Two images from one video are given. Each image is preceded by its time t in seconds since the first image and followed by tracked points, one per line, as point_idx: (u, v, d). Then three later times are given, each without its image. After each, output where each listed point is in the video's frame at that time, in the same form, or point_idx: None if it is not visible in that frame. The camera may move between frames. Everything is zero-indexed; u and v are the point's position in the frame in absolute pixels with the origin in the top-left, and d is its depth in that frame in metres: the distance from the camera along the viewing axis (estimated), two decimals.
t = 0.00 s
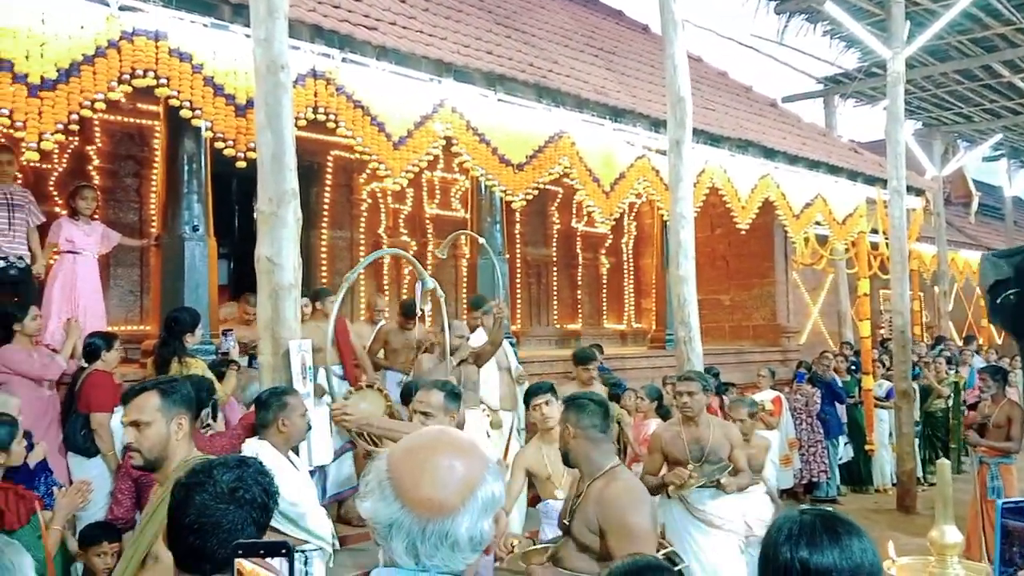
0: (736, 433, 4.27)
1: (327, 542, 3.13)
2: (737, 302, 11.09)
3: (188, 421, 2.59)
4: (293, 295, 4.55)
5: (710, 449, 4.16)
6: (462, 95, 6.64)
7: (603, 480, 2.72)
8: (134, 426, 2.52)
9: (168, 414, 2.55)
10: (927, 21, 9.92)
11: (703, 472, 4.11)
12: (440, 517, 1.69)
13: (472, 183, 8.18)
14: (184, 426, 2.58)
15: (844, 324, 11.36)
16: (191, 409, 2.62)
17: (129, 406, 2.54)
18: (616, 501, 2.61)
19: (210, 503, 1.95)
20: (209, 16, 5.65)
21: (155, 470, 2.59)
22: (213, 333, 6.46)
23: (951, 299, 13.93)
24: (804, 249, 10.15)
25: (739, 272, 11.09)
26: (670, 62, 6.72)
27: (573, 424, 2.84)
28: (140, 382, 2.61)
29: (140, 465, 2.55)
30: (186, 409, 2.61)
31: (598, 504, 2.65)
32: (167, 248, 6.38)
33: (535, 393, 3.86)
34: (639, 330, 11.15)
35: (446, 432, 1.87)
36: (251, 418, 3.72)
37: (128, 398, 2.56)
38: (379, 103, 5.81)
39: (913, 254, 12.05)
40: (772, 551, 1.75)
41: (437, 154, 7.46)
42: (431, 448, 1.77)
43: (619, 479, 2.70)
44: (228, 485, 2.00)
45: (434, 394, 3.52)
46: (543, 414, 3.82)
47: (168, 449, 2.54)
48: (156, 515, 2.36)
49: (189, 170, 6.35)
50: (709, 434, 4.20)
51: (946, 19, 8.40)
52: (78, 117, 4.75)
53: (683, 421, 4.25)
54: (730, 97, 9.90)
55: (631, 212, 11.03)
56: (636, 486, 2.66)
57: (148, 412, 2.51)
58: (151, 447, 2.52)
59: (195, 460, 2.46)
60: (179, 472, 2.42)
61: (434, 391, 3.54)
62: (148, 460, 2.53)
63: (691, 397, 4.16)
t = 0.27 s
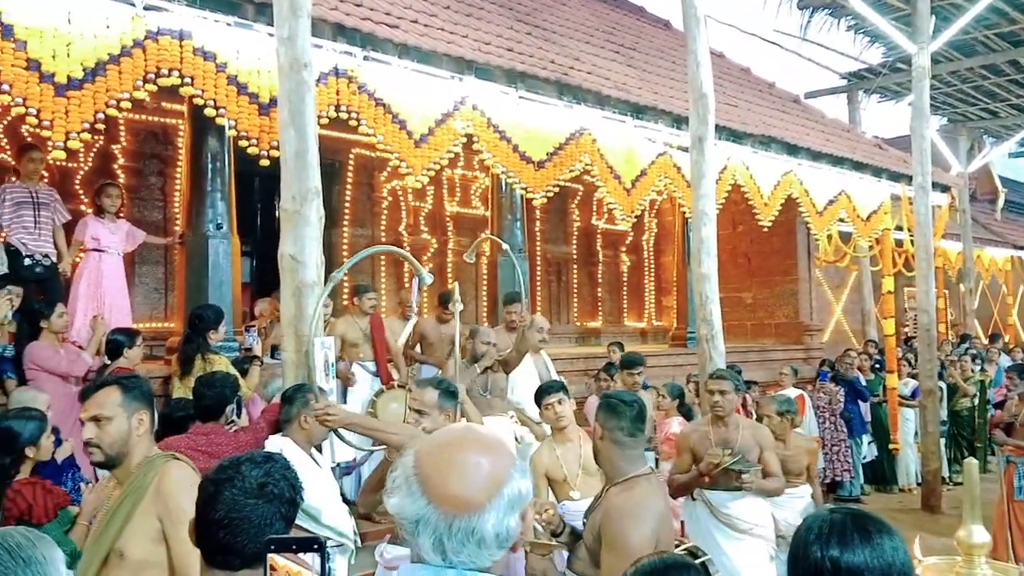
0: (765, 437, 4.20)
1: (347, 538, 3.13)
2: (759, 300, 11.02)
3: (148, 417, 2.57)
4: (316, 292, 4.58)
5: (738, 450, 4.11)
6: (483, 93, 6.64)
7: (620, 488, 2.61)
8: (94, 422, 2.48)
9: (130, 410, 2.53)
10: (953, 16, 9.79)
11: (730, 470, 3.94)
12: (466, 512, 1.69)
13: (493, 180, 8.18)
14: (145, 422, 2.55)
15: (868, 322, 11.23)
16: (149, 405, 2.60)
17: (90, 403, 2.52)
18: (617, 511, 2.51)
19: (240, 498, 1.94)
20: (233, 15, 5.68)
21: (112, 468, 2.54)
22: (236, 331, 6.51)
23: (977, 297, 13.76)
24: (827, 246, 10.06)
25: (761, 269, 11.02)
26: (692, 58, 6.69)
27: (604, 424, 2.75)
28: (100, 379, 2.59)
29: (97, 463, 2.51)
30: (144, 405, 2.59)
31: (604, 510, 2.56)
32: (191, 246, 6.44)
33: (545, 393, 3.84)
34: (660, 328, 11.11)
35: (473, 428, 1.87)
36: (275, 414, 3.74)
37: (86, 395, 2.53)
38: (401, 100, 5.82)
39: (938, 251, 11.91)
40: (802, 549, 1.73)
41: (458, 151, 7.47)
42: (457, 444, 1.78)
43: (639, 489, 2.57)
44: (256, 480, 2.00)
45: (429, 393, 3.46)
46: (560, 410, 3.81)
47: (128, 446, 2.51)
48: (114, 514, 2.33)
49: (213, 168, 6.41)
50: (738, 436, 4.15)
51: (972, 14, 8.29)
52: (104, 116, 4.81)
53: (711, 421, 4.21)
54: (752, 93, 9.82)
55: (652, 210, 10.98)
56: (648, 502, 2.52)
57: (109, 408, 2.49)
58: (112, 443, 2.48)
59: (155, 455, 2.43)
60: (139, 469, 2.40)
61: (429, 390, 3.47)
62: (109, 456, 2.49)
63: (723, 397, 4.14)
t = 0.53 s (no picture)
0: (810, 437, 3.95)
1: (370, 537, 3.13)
2: (781, 297, 10.93)
3: (130, 412, 2.36)
4: (339, 291, 4.58)
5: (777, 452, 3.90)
6: (503, 91, 6.64)
7: (631, 494, 2.54)
8: (74, 419, 2.28)
9: (110, 405, 2.31)
10: (978, 8, 9.66)
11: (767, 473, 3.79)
12: (494, 509, 1.68)
13: (512, 178, 8.17)
14: (127, 417, 2.35)
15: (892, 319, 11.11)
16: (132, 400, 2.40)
17: (67, 398, 2.30)
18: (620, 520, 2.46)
19: (266, 494, 1.95)
20: (255, 16, 5.72)
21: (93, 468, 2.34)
22: (259, 329, 6.55)
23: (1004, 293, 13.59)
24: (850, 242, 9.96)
25: (783, 266, 10.93)
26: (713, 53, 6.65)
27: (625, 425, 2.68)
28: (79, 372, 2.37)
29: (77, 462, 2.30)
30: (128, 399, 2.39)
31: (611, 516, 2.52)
32: (214, 245, 6.49)
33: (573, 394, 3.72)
34: (681, 325, 11.05)
35: (500, 425, 1.86)
36: (298, 412, 3.77)
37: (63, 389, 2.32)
38: (422, 99, 5.83)
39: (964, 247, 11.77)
40: (831, 546, 1.71)
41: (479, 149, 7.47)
42: (485, 442, 1.77)
43: (653, 496, 2.50)
44: (282, 476, 2.01)
45: (428, 393, 2.93)
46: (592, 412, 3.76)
47: (110, 443, 2.31)
48: (98, 510, 2.19)
49: (235, 168, 6.45)
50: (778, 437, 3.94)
51: (998, 6, 8.17)
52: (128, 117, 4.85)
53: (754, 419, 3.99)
54: (774, 88, 9.73)
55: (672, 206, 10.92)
56: (656, 512, 2.44)
57: (89, 403, 2.27)
58: (94, 440, 2.27)
59: (138, 451, 2.28)
60: (123, 464, 2.25)
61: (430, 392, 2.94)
62: (90, 453, 2.28)
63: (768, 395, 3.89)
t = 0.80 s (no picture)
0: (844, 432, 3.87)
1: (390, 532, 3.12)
2: (800, 291, 10.86)
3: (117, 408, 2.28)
4: (358, 282, 4.60)
5: (812, 447, 3.84)
6: (522, 83, 6.63)
7: (640, 491, 2.55)
8: (58, 414, 2.17)
9: (97, 400, 2.22)
10: None
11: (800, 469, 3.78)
12: (513, 500, 1.68)
13: (530, 171, 8.16)
14: (113, 413, 2.26)
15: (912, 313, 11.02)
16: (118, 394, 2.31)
17: (51, 392, 2.19)
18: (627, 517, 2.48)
19: (288, 483, 1.96)
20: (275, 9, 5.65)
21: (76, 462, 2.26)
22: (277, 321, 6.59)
23: None
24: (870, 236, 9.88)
25: (802, 260, 10.85)
26: (733, 45, 6.61)
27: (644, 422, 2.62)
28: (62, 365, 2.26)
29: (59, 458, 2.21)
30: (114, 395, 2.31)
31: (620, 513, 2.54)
32: (234, 238, 6.53)
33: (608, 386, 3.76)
34: (699, 319, 11.01)
35: (523, 416, 1.85)
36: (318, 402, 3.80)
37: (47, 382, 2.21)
38: (440, 91, 5.83)
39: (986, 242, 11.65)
40: (855, 539, 1.71)
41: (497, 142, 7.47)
42: (506, 432, 1.77)
43: (663, 492, 2.50)
44: (302, 465, 2.03)
45: (424, 391, 2.86)
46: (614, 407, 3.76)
47: (95, 438, 2.23)
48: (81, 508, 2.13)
49: (255, 161, 6.49)
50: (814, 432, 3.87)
51: None
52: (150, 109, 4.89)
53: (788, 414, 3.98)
54: (794, 80, 9.65)
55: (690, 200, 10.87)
56: (663, 510, 2.44)
57: (75, 399, 2.17)
58: (79, 436, 2.18)
59: (124, 448, 2.22)
60: (108, 461, 2.20)
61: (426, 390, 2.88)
62: (75, 449, 2.19)
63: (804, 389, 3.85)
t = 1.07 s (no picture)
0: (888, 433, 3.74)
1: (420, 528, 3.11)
2: (830, 287, 10.74)
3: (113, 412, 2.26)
4: (386, 279, 4.62)
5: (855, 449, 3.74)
6: (548, 78, 6.61)
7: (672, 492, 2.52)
8: (53, 414, 2.18)
9: (93, 403, 2.21)
10: None
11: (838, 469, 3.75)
12: (543, 496, 1.67)
13: (556, 166, 8.13)
14: (109, 417, 2.24)
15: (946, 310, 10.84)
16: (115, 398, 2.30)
17: (48, 391, 2.20)
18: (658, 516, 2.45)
19: (321, 478, 1.97)
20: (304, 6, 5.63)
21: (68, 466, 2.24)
22: (306, 317, 6.64)
23: None
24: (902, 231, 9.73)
25: (832, 255, 10.73)
26: (762, 38, 6.52)
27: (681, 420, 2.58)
28: (61, 364, 2.27)
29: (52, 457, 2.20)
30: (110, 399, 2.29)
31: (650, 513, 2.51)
32: (263, 234, 6.59)
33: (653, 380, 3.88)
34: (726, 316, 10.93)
35: (559, 412, 1.84)
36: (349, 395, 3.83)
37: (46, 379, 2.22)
38: (467, 87, 5.83)
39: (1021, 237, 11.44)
40: (896, 537, 1.68)
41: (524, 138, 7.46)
42: (539, 429, 1.76)
43: (696, 493, 2.48)
44: (334, 460, 2.04)
45: (427, 389, 2.83)
46: (658, 403, 3.78)
47: (88, 442, 2.21)
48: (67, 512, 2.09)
49: (283, 158, 6.53)
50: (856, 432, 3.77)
51: None
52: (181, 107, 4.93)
53: (829, 413, 3.84)
54: (823, 73, 9.52)
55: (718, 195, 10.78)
56: (699, 512, 2.41)
57: (71, 399, 2.18)
58: (72, 438, 2.18)
59: (116, 454, 2.20)
60: (97, 467, 2.17)
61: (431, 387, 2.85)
62: (66, 452, 2.18)
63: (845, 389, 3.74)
